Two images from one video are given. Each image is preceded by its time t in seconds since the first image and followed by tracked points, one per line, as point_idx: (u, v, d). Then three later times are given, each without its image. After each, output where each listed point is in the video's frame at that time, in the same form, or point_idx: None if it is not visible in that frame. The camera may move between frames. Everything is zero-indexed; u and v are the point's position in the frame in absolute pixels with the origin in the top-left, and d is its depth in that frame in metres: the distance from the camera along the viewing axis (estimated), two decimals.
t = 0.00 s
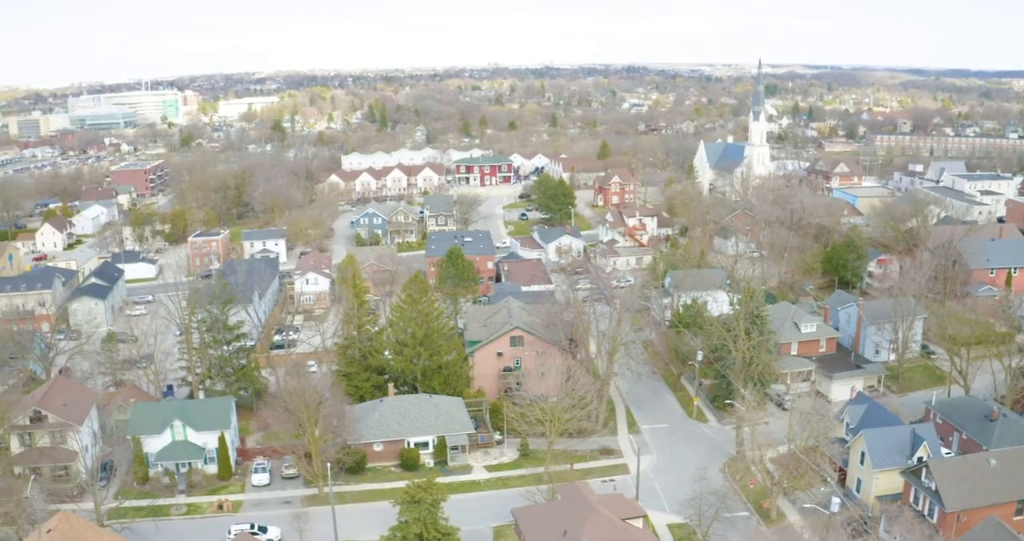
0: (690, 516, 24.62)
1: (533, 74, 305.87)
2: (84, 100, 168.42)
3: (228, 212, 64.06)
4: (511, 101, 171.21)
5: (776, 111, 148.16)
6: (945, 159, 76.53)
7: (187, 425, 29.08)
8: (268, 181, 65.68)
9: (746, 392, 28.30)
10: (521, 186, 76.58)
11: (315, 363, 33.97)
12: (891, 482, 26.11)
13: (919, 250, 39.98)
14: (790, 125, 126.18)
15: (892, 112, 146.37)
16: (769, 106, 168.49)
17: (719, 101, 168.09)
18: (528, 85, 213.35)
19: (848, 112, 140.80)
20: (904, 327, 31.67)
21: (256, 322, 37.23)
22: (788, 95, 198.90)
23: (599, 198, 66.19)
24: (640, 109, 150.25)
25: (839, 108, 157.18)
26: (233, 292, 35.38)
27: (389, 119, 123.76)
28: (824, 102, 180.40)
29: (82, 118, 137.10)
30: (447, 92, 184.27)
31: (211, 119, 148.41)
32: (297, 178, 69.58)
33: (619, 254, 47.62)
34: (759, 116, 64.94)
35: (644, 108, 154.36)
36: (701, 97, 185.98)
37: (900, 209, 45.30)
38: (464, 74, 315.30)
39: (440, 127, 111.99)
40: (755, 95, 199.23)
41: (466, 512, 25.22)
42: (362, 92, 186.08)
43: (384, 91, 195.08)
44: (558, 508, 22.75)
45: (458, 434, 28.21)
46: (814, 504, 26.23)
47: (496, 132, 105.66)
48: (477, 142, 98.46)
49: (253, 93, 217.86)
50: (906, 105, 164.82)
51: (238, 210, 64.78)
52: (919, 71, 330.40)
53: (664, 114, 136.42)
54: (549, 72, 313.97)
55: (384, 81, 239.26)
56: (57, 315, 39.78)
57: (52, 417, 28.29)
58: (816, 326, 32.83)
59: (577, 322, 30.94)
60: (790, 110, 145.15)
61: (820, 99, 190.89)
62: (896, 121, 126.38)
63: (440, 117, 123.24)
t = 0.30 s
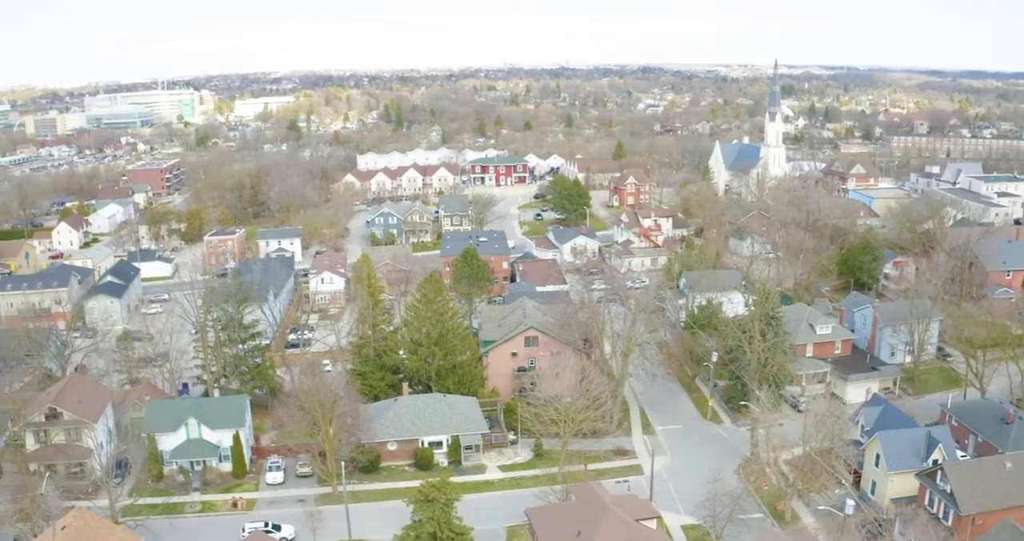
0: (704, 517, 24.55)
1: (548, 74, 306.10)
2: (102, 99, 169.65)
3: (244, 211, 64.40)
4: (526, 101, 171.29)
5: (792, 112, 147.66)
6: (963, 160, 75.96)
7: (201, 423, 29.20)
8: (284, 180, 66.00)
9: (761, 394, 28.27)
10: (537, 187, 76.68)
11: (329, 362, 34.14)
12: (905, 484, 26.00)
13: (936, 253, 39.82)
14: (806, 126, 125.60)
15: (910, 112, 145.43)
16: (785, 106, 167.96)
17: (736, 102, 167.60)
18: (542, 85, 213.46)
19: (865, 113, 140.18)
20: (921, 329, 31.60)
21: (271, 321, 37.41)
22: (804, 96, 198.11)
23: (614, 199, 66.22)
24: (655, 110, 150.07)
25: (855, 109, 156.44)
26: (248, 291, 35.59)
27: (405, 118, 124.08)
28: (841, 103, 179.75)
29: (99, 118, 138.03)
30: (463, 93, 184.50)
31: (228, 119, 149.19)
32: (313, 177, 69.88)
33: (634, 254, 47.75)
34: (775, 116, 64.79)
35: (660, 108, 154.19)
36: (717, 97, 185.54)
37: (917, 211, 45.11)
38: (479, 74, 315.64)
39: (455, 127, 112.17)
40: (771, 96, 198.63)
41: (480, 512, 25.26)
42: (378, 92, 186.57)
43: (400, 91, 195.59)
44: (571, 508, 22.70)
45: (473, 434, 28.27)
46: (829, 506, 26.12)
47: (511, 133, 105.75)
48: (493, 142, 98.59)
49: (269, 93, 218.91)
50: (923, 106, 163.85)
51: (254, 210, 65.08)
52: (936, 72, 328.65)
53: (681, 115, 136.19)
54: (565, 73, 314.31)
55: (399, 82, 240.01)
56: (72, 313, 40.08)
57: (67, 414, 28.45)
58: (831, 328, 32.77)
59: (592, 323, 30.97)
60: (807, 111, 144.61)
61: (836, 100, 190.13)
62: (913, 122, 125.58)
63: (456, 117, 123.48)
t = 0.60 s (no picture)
0: (718, 519, 24.49)
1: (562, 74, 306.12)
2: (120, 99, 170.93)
3: (260, 210, 64.72)
4: (541, 102, 171.31)
5: (808, 113, 147.11)
6: (981, 162, 75.37)
7: (216, 422, 29.39)
8: (299, 180, 66.32)
9: (776, 395, 28.23)
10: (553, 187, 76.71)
11: (344, 361, 34.28)
12: (921, 487, 25.86)
13: (953, 254, 39.62)
14: (821, 127, 124.92)
15: (929, 113, 144.64)
16: (801, 107, 167.23)
17: (752, 102, 167.10)
18: (556, 86, 213.43)
19: (882, 114, 139.48)
20: (937, 331, 31.51)
21: (286, 320, 37.60)
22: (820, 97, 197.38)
23: (629, 199, 66.24)
24: (671, 110, 149.95)
25: (872, 111, 155.71)
26: (264, 290, 35.79)
27: (421, 119, 124.49)
28: (858, 104, 178.95)
29: (115, 118, 139.02)
30: (477, 93, 184.74)
31: (244, 118, 149.94)
32: (330, 177, 70.18)
33: (649, 254, 47.81)
34: (792, 117, 64.59)
35: (676, 109, 153.98)
36: (733, 98, 185.04)
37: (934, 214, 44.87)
38: (494, 74, 315.86)
39: (470, 127, 112.35)
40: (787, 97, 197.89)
41: (494, 512, 25.30)
42: (393, 92, 186.92)
43: (415, 91, 195.95)
44: (585, 510, 22.66)
45: (487, 434, 28.31)
46: (843, 508, 26.02)
47: (527, 133, 105.85)
48: (509, 142, 98.70)
49: (285, 93, 219.88)
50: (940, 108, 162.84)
51: (269, 209, 65.36)
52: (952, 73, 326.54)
53: (696, 115, 135.98)
54: (579, 74, 314.47)
55: (414, 82, 240.54)
56: (88, 311, 40.31)
57: (82, 412, 28.65)
58: (847, 330, 32.68)
59: (606, 323, 30.98)
60: (823, 112, 144.00)
61: (854, 101, 189.14)
62: (930, 123, 124.72)
63: (471, 117, 123.66)
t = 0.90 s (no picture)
0: (732, 520, 24.43)
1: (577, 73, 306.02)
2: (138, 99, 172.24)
3: (276, 209, 65.04)
4: (557, 102, 171.32)
5: (825, 113, 146.49)
6: (999, 164, 74.87)
7: (231, 420, 29.49)
8: (314, 180, 66.59)
9: (792, 397, 28.17)
10: (568, 187, 76.65)
11: (359, 360, 34.44)
12: (936, 490, 25.73)
13: (970, 256, 39.41)
14: (838, 128, 124.27)
15: (948, 114, 143.60)
16: (818, 108, 166.53)
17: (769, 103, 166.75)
18: (570, 86, 213.39)
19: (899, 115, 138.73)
20: (953, 333, 31.41)
21: (301, 319, 37.78)
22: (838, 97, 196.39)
23: (645, 199, 66.21)
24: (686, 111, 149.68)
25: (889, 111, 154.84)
26: (279, 289, 36.00)
27: (436, 119, 124.69)
28: (876, 105, 177.91)
29: (131, 117, 139.99)
30: (493, 93, 184.93)
31: (260, 118, 150.72)
32: (346, 177, 70.45)
33: (664, 255, 47.79)
34: (808, 118, 64.39)
35: (692, 109, 153.69)
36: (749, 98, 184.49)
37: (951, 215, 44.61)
38: (509, 74, 316.06)
39: (486, 127, 112.48)
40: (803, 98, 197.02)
41: (508, 511, 25.35)
42: (409, 92, 187.22)
43: (430, 91, 196.33)
44: (600, 510, 22.61)
45: (501, 433, 28.34)
46: (858, 511, 25.92)
47: (542, 133, 105.88)
48: (525, 142, 98.77)
49: (301, 92, 220.89)
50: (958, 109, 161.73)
51: (285, 208, 65.60)
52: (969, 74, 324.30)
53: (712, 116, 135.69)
54: (594, 74, 314.38)
55: (428, 82, 240.99)
56: (104, 309, 40.62)
57: (98, 409, 28.82)
58: (863, 331, 32.57)
59: (621, 324, 30.98)
60: (840, 112, 143.36)
61: (871, 102, 188.16)
62: (947, 125, 123.97)
63: (487, 117, 123.81)
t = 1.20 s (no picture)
0: (747, 522, 24.36)
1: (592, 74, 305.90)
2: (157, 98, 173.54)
3: (292, 209, 65.40)
4: (573, 102, 171.33)
5: (842, 114, 145.84)
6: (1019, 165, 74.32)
7: (247, 418, 29.59)
8: (331, 180, 66.87)
9: (807, 399, 28.09)
10: (585, 187, 76.56)
11: (374, 359, 34.58)
12: (952, 493, 25.56)
13: (988, 258, 39.15)
14: (856, 129, 123.67)
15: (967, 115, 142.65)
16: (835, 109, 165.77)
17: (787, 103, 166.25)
18: (586, 86, 213.41)
19: (917, 116, 137.96)
20: (970, 336, 31.26)
21: (317, 318, 37.95)
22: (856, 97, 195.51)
23: (661, 200, 66.19)
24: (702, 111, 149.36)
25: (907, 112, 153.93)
26: (295, 288, 36.19)
27: (452, 119, 124.94)
28: (894, 106, 176.97)
29: (149, 115, 140.96)
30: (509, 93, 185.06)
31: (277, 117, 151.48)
32: (362, 176, 70.71)
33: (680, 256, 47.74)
34: (825, 119, 64.13)
35: (709, 110, 153.35)
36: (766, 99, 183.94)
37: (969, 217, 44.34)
38: (525, 74, 316.32)
39: (502, 127, 112.59)
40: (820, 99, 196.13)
41: (522, 511, 25.37)
42: (425, 92, 187.64)
43: (446, 91, 196.74)
44: (613, 511, 22.55)
45: (516, 433, 28.38)
46: (873, 514, 25.81)
47: (559, 133, 105.85)
48: (541, 142, 98.80)
49: (317, 92, 221.86)
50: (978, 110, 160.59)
51: (302, 207, 65.89)
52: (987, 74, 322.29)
53: (729, 116, 135.30)
54: (609, 75, 314.18)
55: (443, 81, 241.44)
56: (121, 307, 40.91)
57: (114, 407, 28.92)
58: (879, 333, 32.45)
59: (636, 325, 30.97)
60: (858, 113, 142.72)
61: (890, 103, 187.27)
62: (964, 126, 123.26)
63: (503, 117, 123.99)
